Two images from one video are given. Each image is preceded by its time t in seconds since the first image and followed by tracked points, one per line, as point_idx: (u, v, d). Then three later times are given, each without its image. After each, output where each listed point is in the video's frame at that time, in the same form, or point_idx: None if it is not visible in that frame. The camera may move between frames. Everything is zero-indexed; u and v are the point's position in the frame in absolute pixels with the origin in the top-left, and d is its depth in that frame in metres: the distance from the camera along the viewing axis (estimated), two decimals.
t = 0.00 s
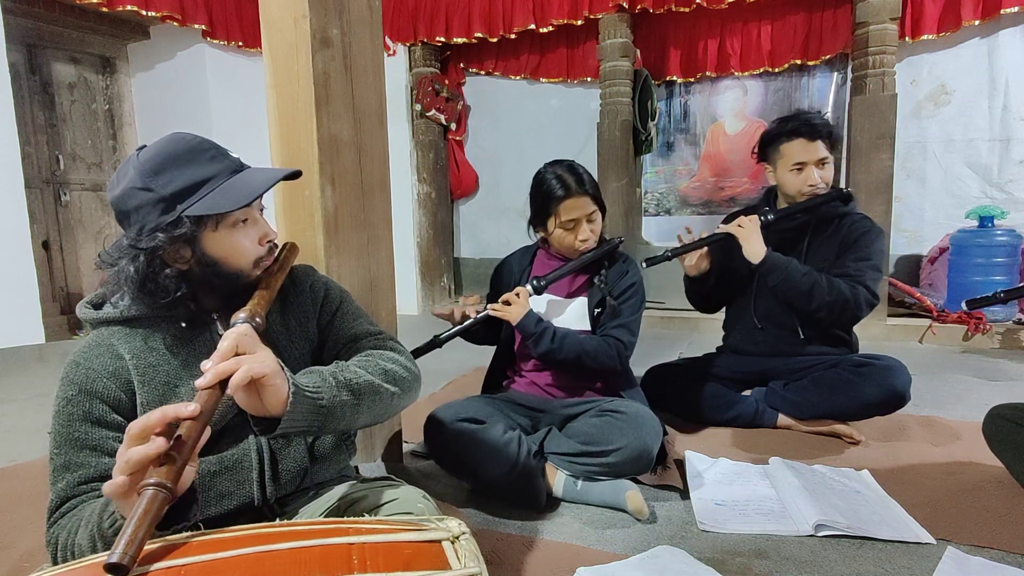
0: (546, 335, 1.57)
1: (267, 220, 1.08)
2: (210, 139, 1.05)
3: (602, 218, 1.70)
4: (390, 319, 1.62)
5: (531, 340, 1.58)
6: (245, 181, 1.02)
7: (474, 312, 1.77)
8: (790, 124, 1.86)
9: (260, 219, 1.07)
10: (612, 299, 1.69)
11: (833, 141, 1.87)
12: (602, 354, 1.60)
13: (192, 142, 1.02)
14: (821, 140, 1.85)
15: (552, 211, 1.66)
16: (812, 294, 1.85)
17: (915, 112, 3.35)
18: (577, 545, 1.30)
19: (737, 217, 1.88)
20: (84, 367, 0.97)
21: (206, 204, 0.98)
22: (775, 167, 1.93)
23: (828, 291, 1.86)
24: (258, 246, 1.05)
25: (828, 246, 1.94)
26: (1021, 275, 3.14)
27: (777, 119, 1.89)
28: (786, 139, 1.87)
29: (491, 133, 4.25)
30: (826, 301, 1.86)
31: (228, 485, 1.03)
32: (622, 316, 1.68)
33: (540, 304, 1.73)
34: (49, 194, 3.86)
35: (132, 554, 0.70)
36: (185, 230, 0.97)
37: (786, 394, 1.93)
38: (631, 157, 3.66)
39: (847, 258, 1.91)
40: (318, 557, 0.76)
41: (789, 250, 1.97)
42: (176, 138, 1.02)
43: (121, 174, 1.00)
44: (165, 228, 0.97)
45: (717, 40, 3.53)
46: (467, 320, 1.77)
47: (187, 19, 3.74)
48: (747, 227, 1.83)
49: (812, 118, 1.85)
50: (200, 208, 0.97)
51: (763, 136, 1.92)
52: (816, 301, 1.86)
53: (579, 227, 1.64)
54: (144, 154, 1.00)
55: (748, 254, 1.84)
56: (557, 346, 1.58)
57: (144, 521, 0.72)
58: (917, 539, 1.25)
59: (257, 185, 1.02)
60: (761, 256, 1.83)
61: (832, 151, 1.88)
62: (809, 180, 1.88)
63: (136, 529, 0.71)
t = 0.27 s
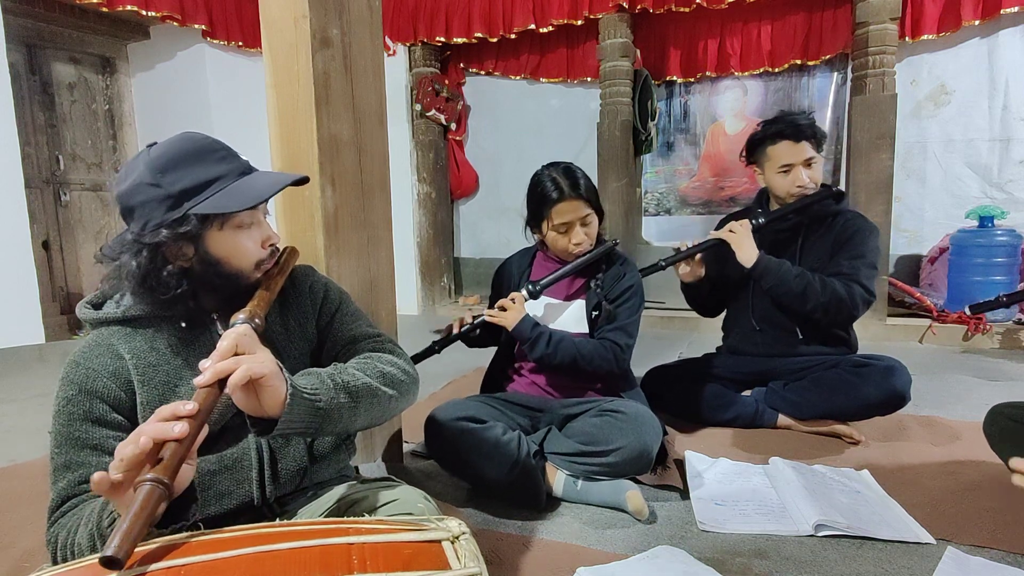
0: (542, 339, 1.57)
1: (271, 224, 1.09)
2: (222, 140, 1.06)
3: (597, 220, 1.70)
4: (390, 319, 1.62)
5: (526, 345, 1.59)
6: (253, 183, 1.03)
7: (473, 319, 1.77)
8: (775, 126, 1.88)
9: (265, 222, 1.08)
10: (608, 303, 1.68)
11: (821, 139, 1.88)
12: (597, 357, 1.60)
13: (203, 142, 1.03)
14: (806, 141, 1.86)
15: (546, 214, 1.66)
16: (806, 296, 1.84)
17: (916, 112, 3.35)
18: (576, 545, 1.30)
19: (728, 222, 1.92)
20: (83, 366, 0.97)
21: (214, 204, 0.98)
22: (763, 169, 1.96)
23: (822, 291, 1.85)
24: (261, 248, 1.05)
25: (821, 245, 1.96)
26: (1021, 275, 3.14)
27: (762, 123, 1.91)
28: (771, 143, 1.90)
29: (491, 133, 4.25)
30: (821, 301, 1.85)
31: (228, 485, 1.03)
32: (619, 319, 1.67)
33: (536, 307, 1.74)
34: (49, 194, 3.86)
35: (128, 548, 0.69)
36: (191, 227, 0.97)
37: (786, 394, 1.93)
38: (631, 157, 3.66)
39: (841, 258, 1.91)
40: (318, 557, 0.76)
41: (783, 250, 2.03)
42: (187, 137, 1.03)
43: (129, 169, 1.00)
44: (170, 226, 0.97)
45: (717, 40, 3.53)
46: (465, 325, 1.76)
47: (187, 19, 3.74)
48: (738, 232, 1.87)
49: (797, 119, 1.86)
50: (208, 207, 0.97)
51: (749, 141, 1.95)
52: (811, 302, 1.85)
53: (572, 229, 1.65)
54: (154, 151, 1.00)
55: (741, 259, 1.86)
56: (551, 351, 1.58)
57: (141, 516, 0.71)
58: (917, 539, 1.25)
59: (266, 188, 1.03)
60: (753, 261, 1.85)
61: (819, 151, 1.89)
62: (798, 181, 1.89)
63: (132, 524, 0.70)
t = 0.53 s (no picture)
0: (535, 328, 1.58)
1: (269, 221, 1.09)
2: (215, 140, 1.06)
3: (597, 215, 1.70)
4: (390, 319, 1.62)
5: (520, 335, 1.60)
6: (249, 181, 1.03)
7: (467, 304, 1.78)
8: (756, 127, 1.90)
9: (262, 220, 1.08)
10: (604, 298, 1.68)
11: (803, 137, 1.89)
12: (589, 352, 1.59)
13: (197, 143, 1.03)
14: (788, 138, 1.88)
15: (545, 205, 1.67)
16: (797, 291, 1.86)
17: (916, 112, 3.35)
18: (576, 545, 1.30)
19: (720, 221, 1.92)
20: (81, 366, 0.97)
21: (211, 202, 0.98)
22: (749, 170, 1.97)
23: (813, 286, 1.86)
24: (259, 246, 1.05)
25: (812, 240, 1.95)
26: (1021, 275, 3.14)
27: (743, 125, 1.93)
28: (753, 144, 1.91)
29: (491, 133, 4.24)
30: (811, 296, 1.86)
31: (228, 485, 1.03)
32: (615, 314, 1.67)
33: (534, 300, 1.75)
34: (49, 194, 3.86)
35: (129, 545, 0.68)
36: (189, 227, 0.97)
37: (786, 394, 1.93)
38: (631, 157, 3.66)
39: (832, 252, 1.91)
40: (318, 557, 0.76)
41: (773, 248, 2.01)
42: (181, 137, 1.03)
43: (125, 172, 1.00)
44: (168, 226, 0.97)
45: (717, 40, 3.53)
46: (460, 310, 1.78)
47: (187, 19, 3.74)
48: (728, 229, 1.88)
49: (776, 118, 1.88)
50: (205, 206, 0.97)
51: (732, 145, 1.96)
52: (801, 298, 1.86)
53: (570, 221, 1.65)
54: (149, 153, 1.00)
55: (731, 256, 1.89)
56: (544, 343, 1.58)
57: (142, 514, 0.71)
58: (917, 539, 1.25)
59: (260, 184, 1.03)
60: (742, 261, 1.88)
61: (802, 148, 1.91)
62: (783, 179, 1.90)
63: (133, 520, 0.70)
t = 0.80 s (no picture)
0: (535, 327, 1.59)
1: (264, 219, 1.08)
2: (205, 140, 1.05)
3: (598, 216, 1.70)
4: (390, 319, 1.62)
5: (520, 333, 1.61)
6: (240, 180, 1.03)
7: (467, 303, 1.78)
8: (746, 129, 1.90)
9: (257, 218, 1.07)
10: (605, 298, 1.68)
11: (792, 138, 1.89)
12: (589, 350, 1.58)
13: (186, 144, 1.03)
14: (778, 140, 1.87)
15: (546, 207, 1.68)
16: (786, 292, 1.85)
17: (916, 112, 3.35)
18: (576, 545, 1.30)
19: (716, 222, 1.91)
20: (79, 367, 0.97)
21: (203, 204, 0.98)
22: (741, 172, 1.98)
23: (802, 287, 1.85)
24: (255, 245, 1.05)
25: (805, 240, 1.96)
26: (1021, 275, 3.14)
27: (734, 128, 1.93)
28: (744, 146, 1.92)
29: (491, 133, 4.24)
30: (801, 297, 1.85)
31: (227, 484, 1.03)
32: (616, 313, 1.66)
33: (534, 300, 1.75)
34: (49, 194, 3.86)
35: (128, 547, 0.69)
36: (182, 230, 0.97)
37: (786, 394, 1.93)
38: (631, 157, 3.66)
39: (823, 253, 1.91)
40: (318, 558, 0.76)
41: (764, 248, 2.03)
42: (171, 139, 1.03)
43: (116, 177, 1.00)
44: (162, 230, 0.97)
45: (717, 40, 3.53)
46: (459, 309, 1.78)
47: (187, 19, 3.74)
48: (721, 230, 1.88)
49: (766, 120, 1.88)
50: (197, 208, 0.97)
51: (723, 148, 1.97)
52: (791, 298, 1.86)
53: (571, 222, 1.65)
54: (138, 156, 1.00)
55: (723, 256, 1.89)
56: (545, 340, 1.58)
57: (140, 517, 0.72)
58: (917, 539, 1.25)
59: (252, 184, 1.02)
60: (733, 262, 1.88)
61: (793, 149, 1.90)
62: (774, 180, 1.91)
63: (132, 523, 0.71)
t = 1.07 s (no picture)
0: (536, 327, 1.59)
1: (266, 220, 1.08)
2: (207, 140, 1.05)
3: (598, 217, 1.70)
4: (390, 319, 1.62)
5: (522, 334, 1.61)
6: (242, 180, 1.02)
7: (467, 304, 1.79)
8: (746, 130, 1.90)
9: (259, 219, 1.07)
10: (607, 298, 1.68)
11: (792, 137, 1.89)
12: (592, 350, 1.59)
13: (189, 144, 1.03)
14: (778, 140, 1.87)
15: (546, 209, 1.68)
16: (789, 292, 1.85)
17: (915, 112, 3.35)
18: (577, 545, 1.30)
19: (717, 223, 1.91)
20: (81, 367, 0.97)
21: (205, 204, 0.98)
22: (742, 172, 1.97)
23: (804, 287, 1.85)
24: (256, 246, 1.05)
25: (806, 240, 1.96)
26: (1021, 275, 3.15)
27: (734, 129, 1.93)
28: (744, 146, 1.92)
29: (491, 133, 4.24)
30: (804, 297, 1.85)
31: (228, 485, 1.03)
32: (617, 313, 1.66)
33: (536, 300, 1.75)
34: (49, 194, 3.86)
35: (133, 547, 0.69)
36: (184, 230, 0.97)
37: (786, 394, 1.93)
38: (631, 157, 3.66)
39: (824, 253, 1.91)
40: (318, 557, 0.76)
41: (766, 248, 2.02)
42: (173, 139, 1.02)
43: (119, 176, 1.00)
44: (163, 230, 0.97)
45: (717, 40, 3.53)
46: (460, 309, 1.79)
47: (187, 19, 3.74)
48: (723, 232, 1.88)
49: (766, 121, 1.88)
50: (200, 208, 0.97)
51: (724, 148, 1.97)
52: (794, 298, 1.85)
53: (572, 224, 1.65)
54: (140, 156, 1.00)
55: (725, 256, 1.89)
56: (547, 340, 1.59)
57: (144, 516, 0.72)
58: (917, 539, 1.25)
59: (253, 184, 1.02)
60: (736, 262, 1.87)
61: (793, 149, 1.90)
62: (774, 180, 1.91)
63: (136, 523, 0.71)
